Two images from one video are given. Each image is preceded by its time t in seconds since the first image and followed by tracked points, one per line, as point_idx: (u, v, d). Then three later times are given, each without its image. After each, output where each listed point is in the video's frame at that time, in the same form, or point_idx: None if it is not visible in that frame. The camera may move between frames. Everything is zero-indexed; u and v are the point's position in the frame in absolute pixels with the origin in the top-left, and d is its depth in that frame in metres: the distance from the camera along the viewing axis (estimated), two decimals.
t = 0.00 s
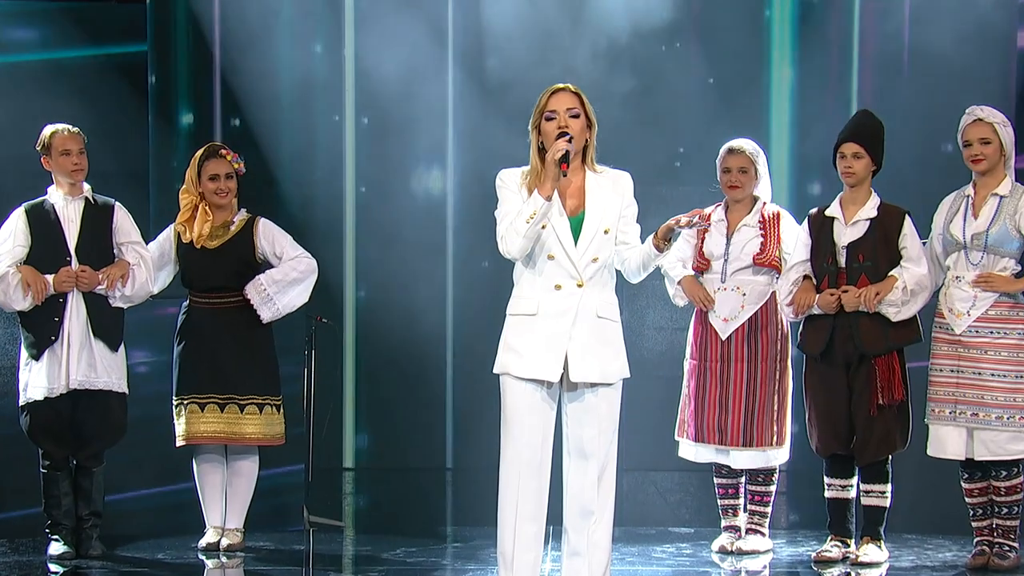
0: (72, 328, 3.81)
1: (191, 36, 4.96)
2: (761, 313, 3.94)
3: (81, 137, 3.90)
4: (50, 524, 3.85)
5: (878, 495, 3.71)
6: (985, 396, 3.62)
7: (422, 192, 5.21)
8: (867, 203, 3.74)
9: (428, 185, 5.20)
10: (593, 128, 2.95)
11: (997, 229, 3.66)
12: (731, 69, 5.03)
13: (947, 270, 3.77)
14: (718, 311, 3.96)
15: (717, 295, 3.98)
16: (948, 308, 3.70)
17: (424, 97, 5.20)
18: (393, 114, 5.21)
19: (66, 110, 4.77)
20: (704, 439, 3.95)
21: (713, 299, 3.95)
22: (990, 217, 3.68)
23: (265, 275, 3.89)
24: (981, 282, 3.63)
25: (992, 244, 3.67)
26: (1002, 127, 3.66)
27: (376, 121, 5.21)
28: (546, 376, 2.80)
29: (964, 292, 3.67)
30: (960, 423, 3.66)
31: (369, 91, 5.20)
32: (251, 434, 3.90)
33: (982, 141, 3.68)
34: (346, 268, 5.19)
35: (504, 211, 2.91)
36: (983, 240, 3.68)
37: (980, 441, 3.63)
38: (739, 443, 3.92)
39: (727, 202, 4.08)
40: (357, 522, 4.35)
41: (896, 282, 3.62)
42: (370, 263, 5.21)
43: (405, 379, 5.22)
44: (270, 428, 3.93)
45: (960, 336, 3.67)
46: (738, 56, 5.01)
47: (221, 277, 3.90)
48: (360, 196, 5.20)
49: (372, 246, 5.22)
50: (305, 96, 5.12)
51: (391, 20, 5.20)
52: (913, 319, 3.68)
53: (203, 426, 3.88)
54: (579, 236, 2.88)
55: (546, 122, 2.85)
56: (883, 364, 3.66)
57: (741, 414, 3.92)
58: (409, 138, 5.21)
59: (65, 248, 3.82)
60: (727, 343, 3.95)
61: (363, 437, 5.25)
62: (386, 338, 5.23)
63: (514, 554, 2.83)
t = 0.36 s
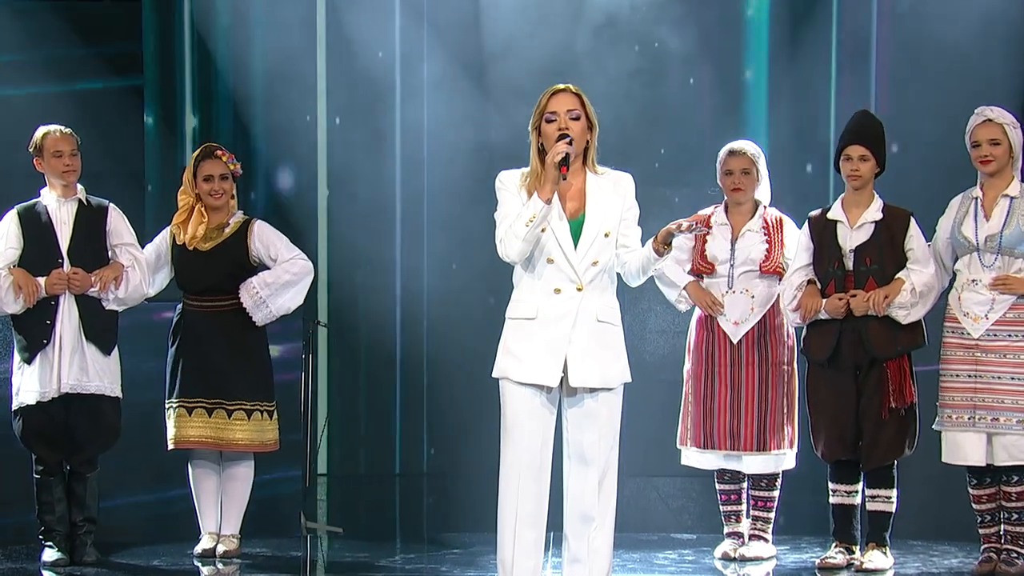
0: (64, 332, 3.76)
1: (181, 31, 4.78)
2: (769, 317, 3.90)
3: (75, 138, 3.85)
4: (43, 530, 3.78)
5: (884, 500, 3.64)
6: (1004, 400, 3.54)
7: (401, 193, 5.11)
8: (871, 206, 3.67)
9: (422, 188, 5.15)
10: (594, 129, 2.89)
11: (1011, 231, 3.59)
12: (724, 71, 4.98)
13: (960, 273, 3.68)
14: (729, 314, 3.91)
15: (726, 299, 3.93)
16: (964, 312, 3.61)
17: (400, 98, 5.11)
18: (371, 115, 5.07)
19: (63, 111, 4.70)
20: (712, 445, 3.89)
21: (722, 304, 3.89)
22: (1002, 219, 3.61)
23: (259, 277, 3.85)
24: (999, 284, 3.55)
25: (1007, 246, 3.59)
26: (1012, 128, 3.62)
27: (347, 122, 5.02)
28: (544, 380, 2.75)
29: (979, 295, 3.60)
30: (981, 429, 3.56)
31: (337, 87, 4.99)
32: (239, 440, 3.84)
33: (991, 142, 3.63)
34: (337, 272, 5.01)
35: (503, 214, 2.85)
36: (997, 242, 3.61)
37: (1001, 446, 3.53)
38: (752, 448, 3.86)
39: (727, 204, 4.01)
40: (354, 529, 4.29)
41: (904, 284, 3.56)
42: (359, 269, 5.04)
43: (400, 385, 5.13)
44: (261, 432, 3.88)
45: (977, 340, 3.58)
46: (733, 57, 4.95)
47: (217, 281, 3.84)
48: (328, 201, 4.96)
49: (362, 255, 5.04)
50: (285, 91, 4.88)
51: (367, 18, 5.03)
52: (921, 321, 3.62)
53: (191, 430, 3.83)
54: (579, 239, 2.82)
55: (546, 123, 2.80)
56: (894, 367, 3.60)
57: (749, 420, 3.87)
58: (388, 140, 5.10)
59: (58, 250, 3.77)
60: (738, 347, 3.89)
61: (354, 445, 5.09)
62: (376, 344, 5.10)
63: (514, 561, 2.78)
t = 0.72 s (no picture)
0: (56, 334, 3.71)
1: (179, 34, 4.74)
2: (774, 320, 3.85)
3: (67, 138, 3.80)
4: (37, 536, 3.72)
5: (890, 504, 3.58)
6: (1017, 403, 3.48)
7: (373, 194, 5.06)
8: (876, 207, 3.62)
9: (409, 194, 5.10)
10: (595, 129, 2.83)
11: (1020, 231, 3.53)
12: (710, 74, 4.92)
13: (969, 275, 3.62)
14: (736, 318, 3.84)
15: (732, 300, 3.87)
16: (975, 315, 3.55)
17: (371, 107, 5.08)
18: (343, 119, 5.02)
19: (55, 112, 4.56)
20: (721, 450, 3.84)
21: (729, 307, 3.84)
22: (1008, 220, 3.56)
23: (242, 287, 3.78)
24: (1010, 286, 3.50)
25: (1016, 247, 3.54)
26: (1018, 128, 3.57)
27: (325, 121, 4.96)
28: (545, 384, 2.70)
29: (989, 296, 3.54)
30: (995, 433, 3.49)
31: (311, 88, 4.94)
32: (227, 445, 3.78)
33: (997, 142, 3.57)
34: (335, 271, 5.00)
35: (503, 215, 2.79)
36: (1005, 243, 3.55)
37: (1016, 449, 3.47)
38: (764, 452, 3.81)
39: (729, 205, 3.96)
40: (351, 535, 4.24)
41: (912, 285, 3.51)
42: (345, 269, 5.02)
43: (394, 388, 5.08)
44: (250, 438, 3.81)
45: (990, 343, 3.52)
46: (731, 58, 4.91)
47: (213, 283, 3.79)
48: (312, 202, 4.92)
49: (347, 251, 5.04)
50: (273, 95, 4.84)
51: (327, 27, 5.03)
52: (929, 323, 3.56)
53: (179, 434, 3.77)
54: (580, 241, 2.77)
55: (546, 123, 2.74)
56: (904, 369, 3.55)
57: (758, 424, 3.81)
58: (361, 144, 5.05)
59: (50, 252, 3.71)
60: (745, 350, 3.84)
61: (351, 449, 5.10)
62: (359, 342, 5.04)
63: (514, 568, 2.73)
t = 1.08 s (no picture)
0: (50, 337, 3.65)
1: (170, 34, 4.61)
2: (772, 323, 3.80)
3: (61, 140, 3.75)
4: (30, 543, 3.67)
5: (896, 509, 3.52)
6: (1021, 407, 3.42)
7: (359, 195, 4.92)
8: (883, 208, 3.57)
9: (402, 194, 4.92)
10: (595, 130, 2.79)
11: (1022, 233, 3.48)
12: (726, 64, 4.75)
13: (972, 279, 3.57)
14: (731, 321, 3.80)
15: (727, 305, 3.82)
16: (977, 317, 3.51)
17: (360, 104, 4.89)
18: (327, 117, 4.87)
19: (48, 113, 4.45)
20: (717, 455, 3.78)
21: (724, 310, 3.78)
22: (1009, 221, 3.50)
23: (234, 291, 3.74)
24: (1013, 288, 3.45)
25: (1017, 249, 3.49)
26: (1020, 129, 3.51)
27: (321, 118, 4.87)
28: (546, 389, 2.65)
29: (991, 299, 3.49)
30: (999, 438, 3.44)
31: (296, 84, 4.80)
32: (224, 450, 3.73)
33: (999, 143, 3.52)
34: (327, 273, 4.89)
35: (503, 218, 2.75)
36: (1006, 245, 3.50)
37: (1020, 453, 3.41)
38: (758, 458, 3.75)
39: (731, 206, 3.91)
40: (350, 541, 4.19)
41: (921, 287, 3.47)
42: (333, 269, 4.89)
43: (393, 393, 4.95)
44: (246, 443, 3.76)
45: (992, 346, 3.47)
46: (739, 56, 4.74)
47: (208, 285, 3.74)
48: (304, 202, 4.84)
49: (337, 250, 4.90)
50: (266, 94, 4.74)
51: (312, 22, 4.85)
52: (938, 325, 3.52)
53: (174, 439, 3.72)
54: (581, 244, 2.72)
55: (545, 124, 2.70)
56: (913, 372, 3.50)
57: (754, 429, 3.76)
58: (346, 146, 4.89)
59: (43, 254, 3.66)
60: (741, 354, 3.79)
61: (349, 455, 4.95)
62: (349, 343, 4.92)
63: None
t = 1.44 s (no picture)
0: (45, 341, 3.61)
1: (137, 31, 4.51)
2: (770, 324, 3.73)
3: (56, 141, 3.72)
4: (23, 549, 3.63)
5: (900, 517, 3.47)
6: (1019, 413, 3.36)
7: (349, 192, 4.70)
8: (891, 211, 3.53)
9: (392, 190, 4.70)
10: (596, 131, 2.75)
11: (1020, 236, 3.43)
12: (731, 57, 4.46)
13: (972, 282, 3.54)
14: (725, 325, 3.76)
15: (723, 308, 3.78)
16: (975, 321, 3.46)
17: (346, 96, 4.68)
18: (308, 112, 4.67)
19: (44, 114, 4.39)
20: (711, 460, 3.73)
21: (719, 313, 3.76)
22: (1010, 224, 3.45)
23: (244, 294, 3.70)
24: (1009, 291, 3.40)
25: (1016, 253, 3.44)
26: None
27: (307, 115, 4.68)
28: (546, 394, 2.60)
29: (989, 303, 3.44)
30: (993, 443, 3.39)
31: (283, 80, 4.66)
32: (228, 455, 3.68)
33: (1003, 144, 3.47)
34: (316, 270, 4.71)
35: (502, 220, 2.70)
36: (1004, 249, 3.46)
37: (1014, 460, 3.36)
38: (749, 464, 3.69)
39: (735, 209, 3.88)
40: (347, 548, 4.15)
41: (927, 293, 3.41)
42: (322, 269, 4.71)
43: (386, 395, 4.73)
44: (248, 448, 3.71)
45: (988, 350, 3.42)
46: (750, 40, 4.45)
47: (204, 288, 3.70)
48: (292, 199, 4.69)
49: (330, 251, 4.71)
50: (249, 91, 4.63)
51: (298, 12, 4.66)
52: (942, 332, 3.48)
53: (176, 444, 3.68)
54: (582, 247, 2.68)
55: (546, 125, 2.66)
56: (914, 378, 3.46)
57: (748, 434, 3.69)
58: (330, 140, 4.68)
59: (38, 257, 3.62)
60: (734, 360, 3.74)
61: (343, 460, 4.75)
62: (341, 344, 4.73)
63: None
